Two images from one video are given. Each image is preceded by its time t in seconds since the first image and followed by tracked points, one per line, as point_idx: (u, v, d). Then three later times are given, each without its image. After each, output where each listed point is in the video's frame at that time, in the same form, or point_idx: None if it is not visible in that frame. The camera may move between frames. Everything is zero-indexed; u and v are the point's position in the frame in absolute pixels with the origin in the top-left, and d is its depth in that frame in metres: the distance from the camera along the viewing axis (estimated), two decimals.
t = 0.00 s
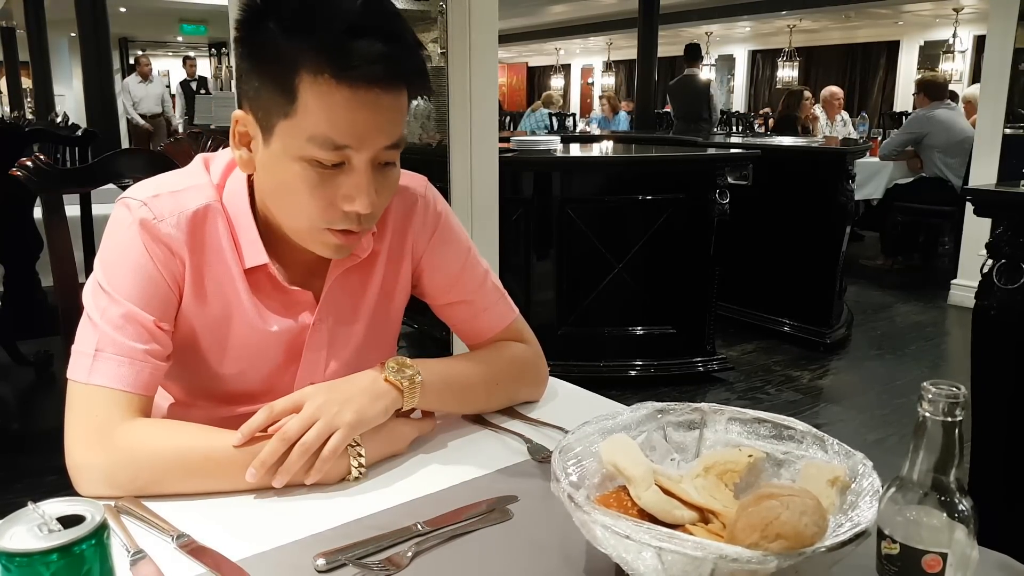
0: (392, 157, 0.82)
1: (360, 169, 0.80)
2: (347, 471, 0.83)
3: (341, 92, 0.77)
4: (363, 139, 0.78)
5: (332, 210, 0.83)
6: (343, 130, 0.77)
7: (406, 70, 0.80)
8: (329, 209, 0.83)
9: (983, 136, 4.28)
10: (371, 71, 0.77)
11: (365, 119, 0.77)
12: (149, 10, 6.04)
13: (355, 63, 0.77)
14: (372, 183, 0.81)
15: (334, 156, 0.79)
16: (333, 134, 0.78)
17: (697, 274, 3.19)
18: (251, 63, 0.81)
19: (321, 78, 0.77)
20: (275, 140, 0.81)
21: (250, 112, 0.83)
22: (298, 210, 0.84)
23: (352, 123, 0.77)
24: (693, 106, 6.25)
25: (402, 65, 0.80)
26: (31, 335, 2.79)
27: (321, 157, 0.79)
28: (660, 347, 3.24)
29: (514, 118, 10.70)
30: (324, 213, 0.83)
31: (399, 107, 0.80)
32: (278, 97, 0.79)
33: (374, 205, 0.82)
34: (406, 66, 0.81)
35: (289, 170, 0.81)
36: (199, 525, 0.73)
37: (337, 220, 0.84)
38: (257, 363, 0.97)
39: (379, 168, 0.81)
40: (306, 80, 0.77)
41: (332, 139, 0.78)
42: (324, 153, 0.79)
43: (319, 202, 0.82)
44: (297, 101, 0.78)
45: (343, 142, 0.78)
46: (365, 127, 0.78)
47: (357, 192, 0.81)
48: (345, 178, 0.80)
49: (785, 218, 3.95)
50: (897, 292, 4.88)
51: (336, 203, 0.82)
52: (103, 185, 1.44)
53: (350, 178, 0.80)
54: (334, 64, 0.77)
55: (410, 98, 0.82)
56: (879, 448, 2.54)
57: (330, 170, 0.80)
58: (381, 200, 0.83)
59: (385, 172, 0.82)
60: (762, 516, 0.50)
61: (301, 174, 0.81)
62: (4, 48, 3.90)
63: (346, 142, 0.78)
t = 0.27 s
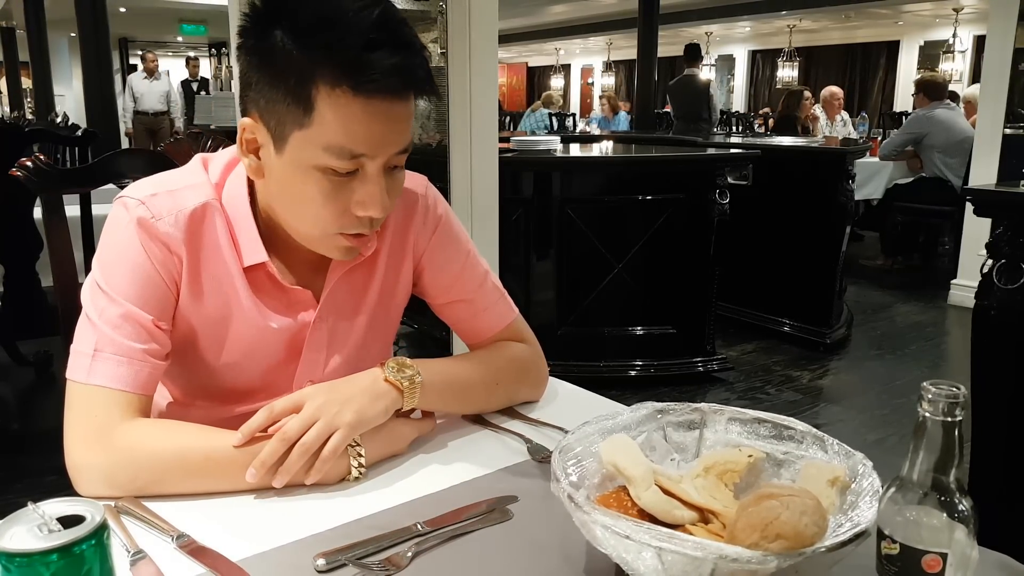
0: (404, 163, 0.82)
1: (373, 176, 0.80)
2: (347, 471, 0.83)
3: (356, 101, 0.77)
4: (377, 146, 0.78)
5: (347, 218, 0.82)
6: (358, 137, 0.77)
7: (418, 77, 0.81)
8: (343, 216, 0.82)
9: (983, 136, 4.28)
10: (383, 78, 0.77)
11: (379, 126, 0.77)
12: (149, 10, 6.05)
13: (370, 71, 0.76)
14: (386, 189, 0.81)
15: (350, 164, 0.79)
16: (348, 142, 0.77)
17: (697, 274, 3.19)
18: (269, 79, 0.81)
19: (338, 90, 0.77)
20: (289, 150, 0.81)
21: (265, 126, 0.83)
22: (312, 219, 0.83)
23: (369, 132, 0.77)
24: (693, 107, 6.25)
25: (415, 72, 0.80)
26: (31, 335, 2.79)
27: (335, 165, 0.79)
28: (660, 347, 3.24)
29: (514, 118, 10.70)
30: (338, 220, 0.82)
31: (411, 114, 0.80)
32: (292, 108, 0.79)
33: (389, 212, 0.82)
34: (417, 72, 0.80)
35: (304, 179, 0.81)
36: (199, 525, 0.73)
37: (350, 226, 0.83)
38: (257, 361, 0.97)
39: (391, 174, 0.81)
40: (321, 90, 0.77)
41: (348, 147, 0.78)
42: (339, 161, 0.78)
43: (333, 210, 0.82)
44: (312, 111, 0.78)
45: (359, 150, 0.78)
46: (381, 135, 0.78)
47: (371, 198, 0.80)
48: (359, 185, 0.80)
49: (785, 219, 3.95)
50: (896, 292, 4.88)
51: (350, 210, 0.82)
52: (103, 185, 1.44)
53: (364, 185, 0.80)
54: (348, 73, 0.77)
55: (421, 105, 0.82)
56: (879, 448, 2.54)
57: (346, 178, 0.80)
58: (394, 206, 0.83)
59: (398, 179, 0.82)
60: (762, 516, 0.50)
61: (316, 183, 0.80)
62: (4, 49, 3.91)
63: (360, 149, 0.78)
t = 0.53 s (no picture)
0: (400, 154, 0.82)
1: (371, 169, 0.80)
2: (347, 471, 0.83)
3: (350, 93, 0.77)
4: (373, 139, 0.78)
5: (345, 211, 0.82)
6: (354, 130, 0.77)
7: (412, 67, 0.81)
8: (341, 210, 0.82)
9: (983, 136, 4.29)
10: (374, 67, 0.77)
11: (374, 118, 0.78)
12: (150, 10, 6.05)
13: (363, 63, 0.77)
14: (383, 182, 0.81)
15: (346, 157, 0.79)
16: (344, 135, 0.78)
17: (696, 274, 3.19)
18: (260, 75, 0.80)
19: (332, 82, 0.77)
20: (283, 145, 0.81)
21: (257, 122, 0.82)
22: (310, 215, 0.83)
23: (365, 124, 0.77)
24: (693, 106, 6.25)
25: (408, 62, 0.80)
26: (30, 335, 2.79)
27: (331, 158, 0.79)
28: (660, 347, 3.24)
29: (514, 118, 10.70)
30: (336, 215, 0.82)
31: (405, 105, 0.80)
32: (285, 102, 0.79)
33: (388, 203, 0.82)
34: (411, 63, 0.81)
35: (300, 174, 0.81)
36: (199, 525, 0.73)
37: (348, 220, 0.83)
38: (257, 361, 0.97)
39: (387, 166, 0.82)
40: (315, 84, 0.77)
41: (344, 140, 0.78)
42: (336, 154, 0.79)
43: (332, 204, 0.82)
44: (307, 106, 0.78)
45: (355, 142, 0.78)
46: (377, 126, 0.78)
47: (369, 191, 0.81)
48: (356, 178, 0.80)
49: (785, 219, 3.95)
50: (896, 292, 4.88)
51: (347, 205, 0.82)
52: (102, 185, 1.44)
53: (361, 178, 0.80)
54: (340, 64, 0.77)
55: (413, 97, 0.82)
56: (879, 448, 2.54)
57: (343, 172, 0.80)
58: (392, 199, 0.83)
59: (393, 171, 0.82)
60: (762, 516, 0.50)
61: (313, 179, 0.80)
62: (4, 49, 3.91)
63: (356, 142, 0.78)
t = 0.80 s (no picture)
0: (352, 116, 0.85)
1: (314, 121, 0.83)
2: (346, 471, 0.83)
3: (290, 45, 0.82)
4: (314, 90, 0.82)
5: (292, 168, 0.84)
6: (295, 80, 0.82)
7: (364, 31, 0.85)
8: (288, 168, 0.84)
9: (982, 136, 4.29)
10: (314, 17, 0.82)
11: (314, 69, 0.82)
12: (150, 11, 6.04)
13: (303, 15, 0.82)
14: (327, 136, 0.83)
15: (286, 106, 0.82)
16: (285, 84, 0.82)
17: (696, 274, 3.20)
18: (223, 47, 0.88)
19: (270, 34, 0.82)
20: (240, 108, 0.86)
21: (227, 97, 0.88)
22: (263, 177, 0.86)
23: (302, 72, 0.82)
24: (693, 107, 6.24)
25: (357, 23, 0.84)
26: (30, 336, 2.79)
27: (276, 110, 0.83)
28: (660, 347, 3.25)
29: (513, 118, 10.70)
30: (284, 172, 0.84)
31: (354, 65, 0.84)
32: (239, 63, 0.85)
33: (332, 157, 0.83)
34: (359, 25, 0.85)
35: (251, 132, 0.84)
36: (199, 526, 0.73)
37: (298, 180, 0.85)
38: (259, 361, 0.97)
39: (337, 125, 0.84)
40: (258, 42, 0.83)
41: (282, 89, 0.82)
42: (276, 103, 0.82)
43: (278, 161, 0.84)
44: (254, 61, 0.83)
45: (294, 91, 0.82)
46: (313, 74, 0.82)
47: (313, 144, 0.83)
48: (300, 131, 0.83)
49: (784, 219, 3.95)
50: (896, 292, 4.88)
51: (294, 162, 0.84)
52: (102, 185, 1.43)
53: (305, 130, 0.83)
54: (284, 20, 0.82)
55: (368, 63, 0.86)
56: (879, 448, 2.54)
57: (286, 124, 0.83)
58: (343, 159, 0.84)
59: (345, 132, 0.85)
60: (762, 516, 0.50)
61: (260, 133, 0.84)
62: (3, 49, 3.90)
63: (297, 91, 0.82)
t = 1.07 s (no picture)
0: (328, 106, 0.85)
1: (288, 113, 0.83)
2: (346, 470, 0.83)
3: (259, 40, 0.82)
4: (285, 82, 0.82)
5: (271, 163, 0.84)
6: (266, 74, 0.82)
7: (335, 20, 0.85)
8: (267, 163, 0.84)
9: (982, 136, 4.29)
10: (279, 9, 0.82)
11: (283, 61, 0.82)
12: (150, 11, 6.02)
13: (269, 9, 0.82)
14: (303, 127, 0.83)
15: (260, 101, 0.82)
16: (256, 80, 0.82)
17: (696, 274, 3.20)
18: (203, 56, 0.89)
19: (239, 33, 0.83)
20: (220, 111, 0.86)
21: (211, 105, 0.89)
22: (244, 175, 0.86)
23: (272, 66, 0.82)
24: (693, 107, 6.24)
25: (327, 13, 0.84)
26: (30, 335, 2.78)
27: (250, 107, 0.83)
28: (660, 347, 3.25)
29: (513, 118, 10.71)
30: (263, 168, 0.84)
31: (326, 55, 0.84)
32: (216, 68, 0.86)
33: (309, 147, 0.83)
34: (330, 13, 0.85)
35: (230, 132, 0.85)
36: (199, 525, 0.73)
37: (278, 174, 0.84)
38: (258, 360, 0.97)
39: (313, 116, 0.84)
40: (228, 41, 0.84)
41: (255, 84, 0.82)
42: (250, 100, 0.82)
43: (256, 157, 0.84)
44: (228, 62, 0.84)
45: (267, 85, 0.82)
46: (283, 66, 0.82)
47: (288, 135, 0.83)
48: (275, 125, 0.83)
49: (784, 219, 3.95)
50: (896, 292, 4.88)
51: (272, 156, 0.83)
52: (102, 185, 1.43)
53: (280, 124, 0.83)
54: (252, 18, 0.82)
55: (342, 53, 0.86)
56: (879, 448, 2.54)
57: (261, 120, 0.83)
58: (321, 149, 0.84)
59: (322, 123, 0.84)
60: (762, 516, 0.50)
61: (238, 132, 0.84)
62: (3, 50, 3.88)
63: (268, 85, 0.82)
